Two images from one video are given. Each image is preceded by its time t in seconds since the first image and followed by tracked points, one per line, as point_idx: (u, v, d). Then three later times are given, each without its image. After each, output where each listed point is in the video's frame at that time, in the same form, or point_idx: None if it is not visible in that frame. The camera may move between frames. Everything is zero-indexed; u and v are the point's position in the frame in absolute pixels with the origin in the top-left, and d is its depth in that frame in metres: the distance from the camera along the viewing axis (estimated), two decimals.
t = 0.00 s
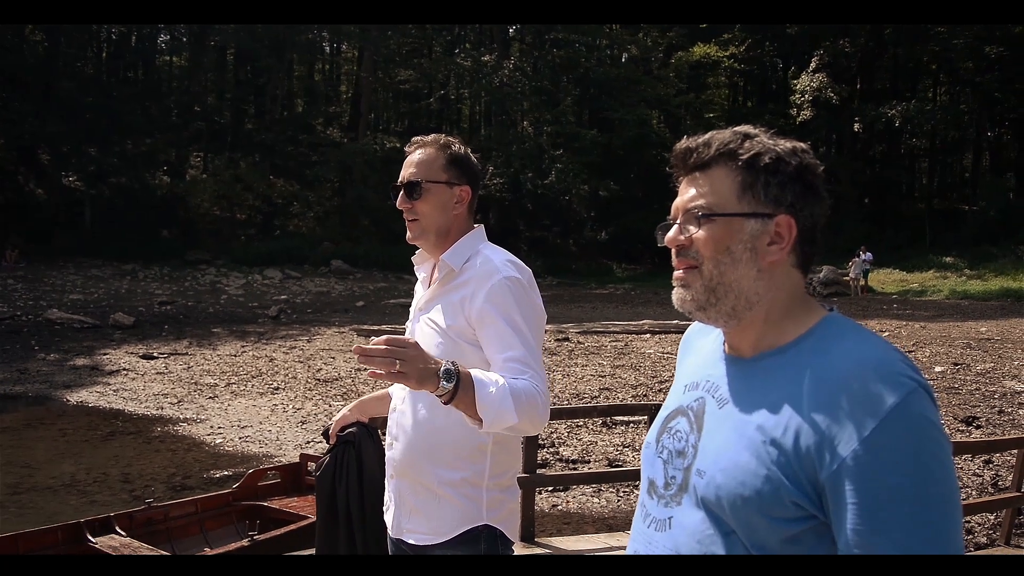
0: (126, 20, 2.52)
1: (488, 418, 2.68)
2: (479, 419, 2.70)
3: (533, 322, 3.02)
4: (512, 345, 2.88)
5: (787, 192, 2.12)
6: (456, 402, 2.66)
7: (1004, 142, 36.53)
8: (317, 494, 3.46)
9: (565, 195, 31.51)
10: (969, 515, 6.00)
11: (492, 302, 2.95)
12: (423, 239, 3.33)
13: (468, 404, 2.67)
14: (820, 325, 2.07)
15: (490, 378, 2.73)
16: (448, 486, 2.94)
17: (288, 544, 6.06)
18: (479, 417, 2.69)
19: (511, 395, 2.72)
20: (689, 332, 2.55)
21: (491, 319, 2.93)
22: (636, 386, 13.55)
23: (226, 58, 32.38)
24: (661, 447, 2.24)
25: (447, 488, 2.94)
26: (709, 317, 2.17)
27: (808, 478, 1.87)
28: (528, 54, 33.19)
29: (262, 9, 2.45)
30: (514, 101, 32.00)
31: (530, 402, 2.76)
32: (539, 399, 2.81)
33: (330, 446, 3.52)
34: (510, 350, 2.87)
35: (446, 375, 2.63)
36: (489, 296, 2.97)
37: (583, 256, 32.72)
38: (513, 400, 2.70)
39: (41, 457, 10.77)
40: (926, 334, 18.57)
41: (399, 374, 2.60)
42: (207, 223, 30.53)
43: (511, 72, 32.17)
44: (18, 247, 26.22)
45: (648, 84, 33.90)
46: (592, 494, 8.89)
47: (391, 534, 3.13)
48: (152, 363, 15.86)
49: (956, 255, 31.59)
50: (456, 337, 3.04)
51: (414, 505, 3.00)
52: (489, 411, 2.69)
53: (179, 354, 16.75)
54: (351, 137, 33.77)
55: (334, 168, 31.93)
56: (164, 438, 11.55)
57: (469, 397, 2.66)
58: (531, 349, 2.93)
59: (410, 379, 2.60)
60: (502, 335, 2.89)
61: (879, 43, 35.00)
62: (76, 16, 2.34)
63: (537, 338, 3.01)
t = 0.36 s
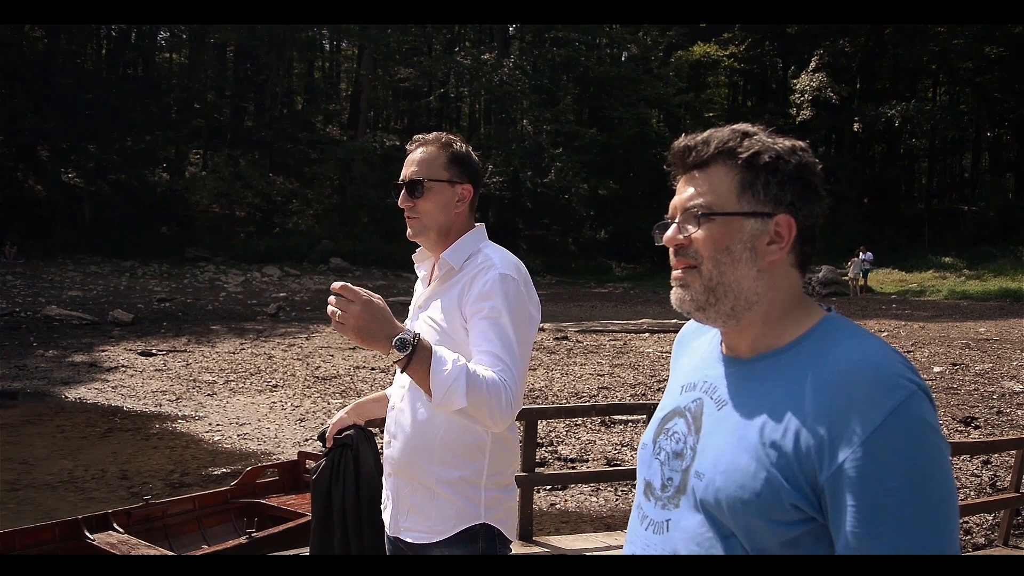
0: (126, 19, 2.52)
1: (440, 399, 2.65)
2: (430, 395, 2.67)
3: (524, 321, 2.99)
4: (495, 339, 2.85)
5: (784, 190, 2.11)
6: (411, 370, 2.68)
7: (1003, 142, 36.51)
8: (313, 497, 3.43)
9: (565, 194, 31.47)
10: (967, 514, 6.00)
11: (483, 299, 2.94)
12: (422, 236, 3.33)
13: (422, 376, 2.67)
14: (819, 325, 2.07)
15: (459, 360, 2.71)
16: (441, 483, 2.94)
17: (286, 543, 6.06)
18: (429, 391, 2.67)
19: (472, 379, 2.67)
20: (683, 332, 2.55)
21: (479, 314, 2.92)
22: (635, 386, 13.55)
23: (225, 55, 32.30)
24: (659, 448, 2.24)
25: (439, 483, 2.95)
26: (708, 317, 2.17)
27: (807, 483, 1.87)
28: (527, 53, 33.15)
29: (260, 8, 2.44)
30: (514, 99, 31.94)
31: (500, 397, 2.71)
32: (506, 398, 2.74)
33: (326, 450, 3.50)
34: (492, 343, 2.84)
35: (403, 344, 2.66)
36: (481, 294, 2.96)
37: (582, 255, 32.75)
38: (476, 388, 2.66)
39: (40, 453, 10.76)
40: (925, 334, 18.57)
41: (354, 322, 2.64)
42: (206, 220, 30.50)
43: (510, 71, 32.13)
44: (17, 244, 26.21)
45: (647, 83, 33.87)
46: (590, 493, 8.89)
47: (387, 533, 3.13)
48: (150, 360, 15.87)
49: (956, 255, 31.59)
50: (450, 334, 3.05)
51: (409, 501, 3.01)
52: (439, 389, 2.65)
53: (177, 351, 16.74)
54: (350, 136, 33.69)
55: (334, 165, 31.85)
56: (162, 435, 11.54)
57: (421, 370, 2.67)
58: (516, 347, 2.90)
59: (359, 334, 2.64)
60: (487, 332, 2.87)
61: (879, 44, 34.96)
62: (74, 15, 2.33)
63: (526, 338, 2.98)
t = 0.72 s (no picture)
0: (131, 18, 2.52)
1: (448, 391, 2.64)
2: (441, 385, 2.66)
3: (527, 323, 2.99)
4: (499, 339, 2.86)
5: (785, 192, 2.12)
6: (428, 356, 2.66)
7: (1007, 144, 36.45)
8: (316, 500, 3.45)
9: (568, 194, 31.44)
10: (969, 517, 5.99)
11: (486, 301, 2.94)
12: (427, 235, 3.34)
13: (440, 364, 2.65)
14: (821, 328, 2.07)
15: (466, 357, 2.70)
16: (443, 484, 2.95)
17: (287, 543, 6.07)
18: (441, 382, 2.65)
19: (479, 377, 2.66)
20: (683, 334, 2.56)
21: (481, 315, 2.92)
22: (638, 386, 13.55)
23: (230, 54, 32.33)
24: (658, 450, 2.24)
25: (442, 484, 2.95)
26: (709, 319, 2.17)
27: (810, 485, 1.86)
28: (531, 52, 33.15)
29: (265, 6, 2.44)
30: (518, 99, 31.93)
31: (503, 397, 2.71)
32: (510, 398, 2.74)
33: (330, 453, 3.53)
34: (497, 343, 2.84)
35: (421, 331, 2.65)
36: (485, 295, 2.96)
37: (585, 255, 32.76)
38: (485, 386, 2.65)
39: (42, 451, 10.78)
40: (928, 336, 18.57)
41: (384, 293, 2.65)
42: (210, 219, 30.52)
43: (514, 71, 32.11)
44: (20, 242, 26.26)
45: (651, 83, 33.84)
46: (592, 494, 8.90)
47: (389, 533, 3.14)
48: (153, 358, 15.89)
49: (959, 256, 31.53)
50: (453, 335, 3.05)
51: (411, 502, 3.02)
52: (451, 381, 2.64)
53: (180, 349, 16.76)
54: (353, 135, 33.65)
55: (337, 164, 31.86)
56: (164, 433, 11.56)
57: (440, 358, 2.65)
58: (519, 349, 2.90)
59: (388, 309, 2.65)
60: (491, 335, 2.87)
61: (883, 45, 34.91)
62: (79, 13, 2.34)
63: (528, 341, 2.98)
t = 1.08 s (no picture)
0: (137, 19, 2.52)
1: (466, 398, 2.64)
2: (458, 394, 2.66)
3: (535, 326, 2.99)
4: (509, 345, 2.86)
5: (788, 193, 2.11)
6: (443, 366, 2.66)
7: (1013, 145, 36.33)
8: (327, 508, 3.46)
9: (574, 195, 31.43)
10: (977, 520, 5.96)
11: (494, 305, 2.94)
12: (432, 237, 3.34)
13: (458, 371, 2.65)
14: (827, 329, 2.06)
15: (481, 364, 2.70)
16: (450, 487, 2.94)
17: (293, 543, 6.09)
18: (458, 391, 2.65)
19: (495, 384, 2.66)
20: (690, 335, 2.55)
21: (490, 320, 2.91)
22: (644, 388, 13.53)
23: (236, 56, 32.40)
24: (664, 452, 2.23)
25: (449, 488, 2.94)
26: (715, 322, 2.16)
27: (816, 487, 1.86)
28: (536, 54, 33.15)
29: (269, 7, 2.44)
30: (524, 101, 31.92)
31: (517, 401, 2.71)
32: (524, 403, 2.74)
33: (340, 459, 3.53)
34: (507, 349, 2.84)
35: (438, 339, 2.65)
36: (493, 300, 2.96)
37: (591, 257, 32.77)
38: (501, 391, 2.65)
39: (49, 451, 10.81)
40: (936, 338, 18.51)
41: (399, 301, 2.66)
42: (216, 220, 30.59)
43: (520, 72, 32.11)
44: (27, 243, 26.36)
45: (657, 84, 33.81)
46: (598, 496, 8.89)
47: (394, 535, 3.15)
48: (159, 359, 15.93)
49: (966, 258, 31.44)
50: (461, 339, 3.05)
51: (417, 504, 3.01)
52: (470, 387, 2.64)
53: (186, 350, 16.79)
54: (359, 136, 33.60)
55: (342, 165, 31.89)
56: (170, 434, 11.58)
57: (456, 368, 2.66)
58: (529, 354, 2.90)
59: (403, 318, 2.66)
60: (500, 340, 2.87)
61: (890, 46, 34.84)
62: (85, 13, 2.35)
63: (537, 344, 2.98)
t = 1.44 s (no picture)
0: (137, 19, 2.52)
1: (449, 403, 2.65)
2: (443, 398, 2.67)
3: (528, 324, 2.99)
4: (499, 344, 2.85)
5: (789, 193, 2.10)
6: (428, 371, 2.68)
7: (1013, 146, 36.39)
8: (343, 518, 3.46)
9: (574, 196, 31.49)
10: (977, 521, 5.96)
11: (485, 306, 2.93)
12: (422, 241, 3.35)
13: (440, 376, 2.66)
14: (828, 329, 2.06)
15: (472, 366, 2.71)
16: (446, 490, 2.94)
17: (293, 544, 6.08)
18: (442, 395, 2.66)
19: (481, 385, 2.66)
20: (689, 335, 2.55)
21: (482, 321, 2.91)
22: (643, 388, 13.56)
23: (236, 57, 32.44)
24: (665, 451, 2.23)
25: (445, 491, 2.94)
26: (714, 323, 2.17)
27: (816, 487, 1.86)
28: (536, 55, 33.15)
29: (270, 8, 2.44)
30: (523, 102, 31.96)
31: (507, 402, 2.70)
32: (515, 403, 2.74)
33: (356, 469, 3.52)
34: (496, 349, 2.84)
35: (419, 343, 2.67)
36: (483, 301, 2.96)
37: (591, 257, 32.85)
38: (487, 391, 2.66)
39: (49, 452, 10.82)
40: (935, 338, 18.51)
41: (375, 312, 2.69)
42: (216, 221, 30.61)
43: (519, 73, 32.10)
44: (27, 244, 26.39)
45: (656, 85, 33.86)
46: (598, 496, 8.89)
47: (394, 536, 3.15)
48: (159, 360, 15.94)
49: (965, 259, 31.48)
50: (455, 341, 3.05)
51: (415, 507, 3.01)
52: (453, 390, 2.65)
53: (186, 351, 16.81)
54: (359, 137, 33.54)
55: (342, 166, 31.88)
56: (170, 435, 11.57)
57: (439, 373, 2.67)
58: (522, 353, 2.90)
59: (382, 328, 2.69)
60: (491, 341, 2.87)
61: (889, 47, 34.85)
62: (84, 14, 2.34)
63: (531, 343, 2.98)
